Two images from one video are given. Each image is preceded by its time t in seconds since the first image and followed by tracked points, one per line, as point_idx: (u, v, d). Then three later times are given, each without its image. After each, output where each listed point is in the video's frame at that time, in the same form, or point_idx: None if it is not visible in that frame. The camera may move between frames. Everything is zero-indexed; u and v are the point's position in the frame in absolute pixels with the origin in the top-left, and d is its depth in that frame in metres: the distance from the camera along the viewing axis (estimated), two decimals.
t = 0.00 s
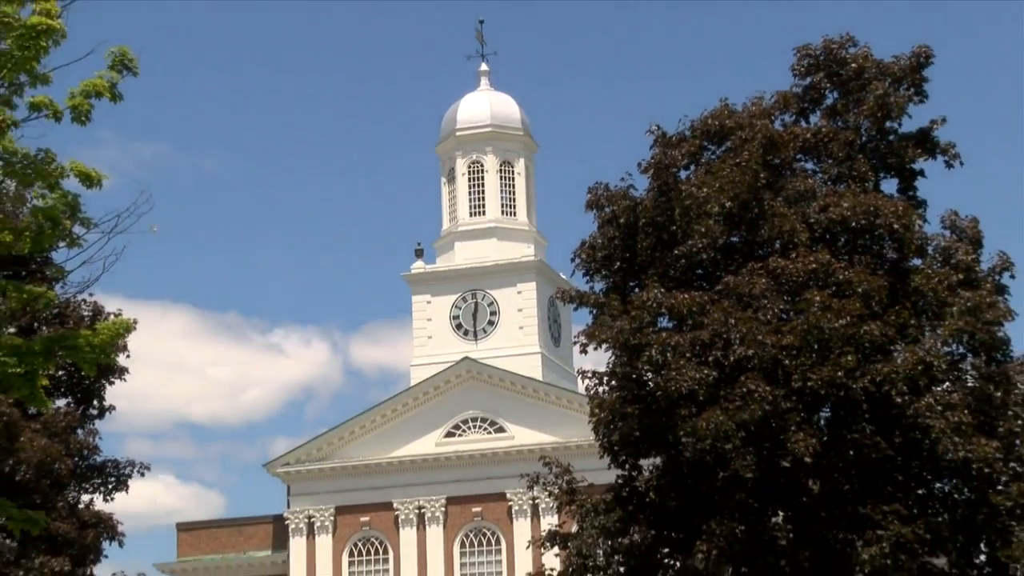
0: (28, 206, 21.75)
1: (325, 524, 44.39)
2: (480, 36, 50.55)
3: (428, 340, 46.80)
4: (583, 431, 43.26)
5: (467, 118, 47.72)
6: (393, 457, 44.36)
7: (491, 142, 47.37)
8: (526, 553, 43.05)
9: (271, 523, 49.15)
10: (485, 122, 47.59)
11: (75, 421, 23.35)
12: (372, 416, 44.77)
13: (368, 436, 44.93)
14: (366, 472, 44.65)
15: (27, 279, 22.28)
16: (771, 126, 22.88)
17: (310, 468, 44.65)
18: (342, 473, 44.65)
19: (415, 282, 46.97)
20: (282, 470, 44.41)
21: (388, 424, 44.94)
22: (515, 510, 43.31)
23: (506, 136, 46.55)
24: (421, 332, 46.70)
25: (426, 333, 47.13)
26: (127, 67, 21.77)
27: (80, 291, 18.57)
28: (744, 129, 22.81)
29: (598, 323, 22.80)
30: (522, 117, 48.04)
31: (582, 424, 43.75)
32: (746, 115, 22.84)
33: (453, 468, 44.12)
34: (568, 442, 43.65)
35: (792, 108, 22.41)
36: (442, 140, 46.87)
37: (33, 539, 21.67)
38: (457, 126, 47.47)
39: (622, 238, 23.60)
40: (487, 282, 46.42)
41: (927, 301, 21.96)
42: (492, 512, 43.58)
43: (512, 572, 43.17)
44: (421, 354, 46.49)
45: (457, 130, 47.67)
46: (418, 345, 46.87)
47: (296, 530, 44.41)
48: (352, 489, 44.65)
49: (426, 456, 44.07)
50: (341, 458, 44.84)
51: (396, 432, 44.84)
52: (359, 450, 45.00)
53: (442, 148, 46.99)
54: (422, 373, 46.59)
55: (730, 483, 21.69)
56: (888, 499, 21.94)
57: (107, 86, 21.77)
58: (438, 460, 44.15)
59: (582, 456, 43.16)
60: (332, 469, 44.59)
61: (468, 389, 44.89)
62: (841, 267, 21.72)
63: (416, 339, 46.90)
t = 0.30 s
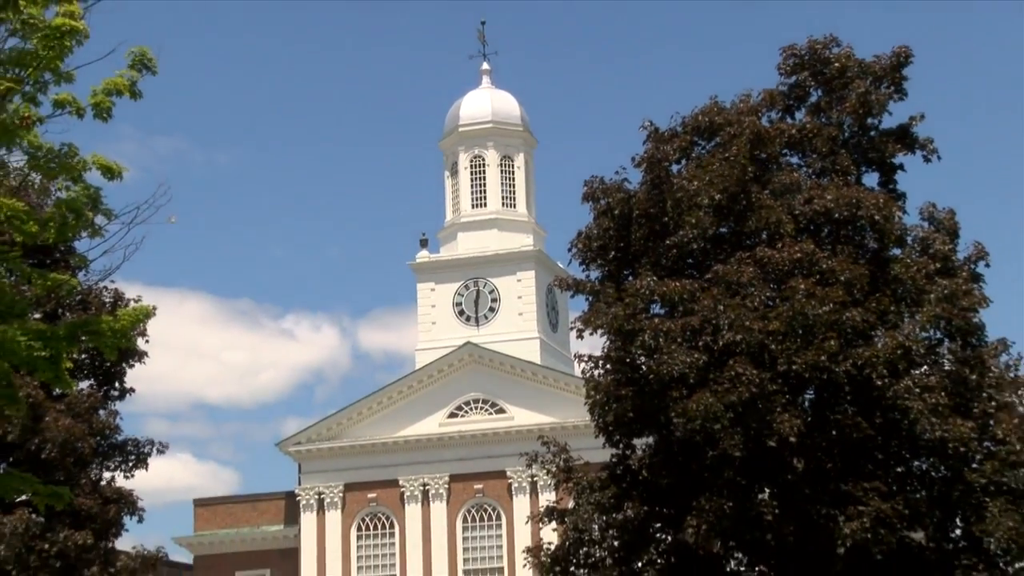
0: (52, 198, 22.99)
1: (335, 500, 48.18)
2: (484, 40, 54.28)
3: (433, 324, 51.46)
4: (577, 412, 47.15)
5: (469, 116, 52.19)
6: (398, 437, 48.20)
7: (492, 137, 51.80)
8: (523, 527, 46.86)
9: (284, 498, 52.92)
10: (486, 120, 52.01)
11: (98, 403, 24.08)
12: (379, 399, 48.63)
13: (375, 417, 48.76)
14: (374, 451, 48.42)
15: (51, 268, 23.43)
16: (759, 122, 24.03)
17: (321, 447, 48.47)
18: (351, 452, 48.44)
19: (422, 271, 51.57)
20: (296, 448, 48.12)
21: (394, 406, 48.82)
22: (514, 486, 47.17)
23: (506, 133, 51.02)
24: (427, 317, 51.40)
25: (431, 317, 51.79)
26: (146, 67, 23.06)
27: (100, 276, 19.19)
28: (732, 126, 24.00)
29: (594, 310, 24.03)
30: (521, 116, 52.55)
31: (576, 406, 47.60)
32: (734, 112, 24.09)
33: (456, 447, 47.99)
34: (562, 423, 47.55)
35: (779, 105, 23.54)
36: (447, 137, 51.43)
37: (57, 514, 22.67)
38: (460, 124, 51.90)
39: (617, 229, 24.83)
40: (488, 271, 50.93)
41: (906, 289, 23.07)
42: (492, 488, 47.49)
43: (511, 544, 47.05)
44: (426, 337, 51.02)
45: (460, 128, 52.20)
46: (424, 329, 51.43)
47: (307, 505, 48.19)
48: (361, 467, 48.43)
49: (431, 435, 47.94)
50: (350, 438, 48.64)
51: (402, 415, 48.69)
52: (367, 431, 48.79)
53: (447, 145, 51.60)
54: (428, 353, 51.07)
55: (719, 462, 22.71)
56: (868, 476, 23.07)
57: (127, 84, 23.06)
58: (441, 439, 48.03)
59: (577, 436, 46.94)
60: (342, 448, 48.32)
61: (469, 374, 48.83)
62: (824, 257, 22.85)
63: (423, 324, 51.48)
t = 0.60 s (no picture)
0: (75, 191, 24.07)
1: (344, 478, 50.64)
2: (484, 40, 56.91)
3: (437, 311, 54.09)
4: (574, 395, 49.60)
5: (470, 113, 54.65)
6: (403, 418, 50.64)
7: (494, 133, 54.27)
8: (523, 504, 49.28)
9: (295, 477, 55.15)
10: (487, 117, 54.44)
11: (118, 385, 24.95)
12: (386, 381, 51.22)
13: (383, 399, 51.31)
14: (381, 432, 50.96)
15: (74, 257, 24.53)
16: (747, 119, 25.20)
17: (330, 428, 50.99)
18: (359, 433, 50.97)
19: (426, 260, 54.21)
20: (307, 429, 50.68)
21: (400, 389, 51.34)
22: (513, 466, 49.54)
23: (506, 129, 53.42)
24: (431, 304, 53.99)
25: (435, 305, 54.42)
26: (164, 66, 24.16)
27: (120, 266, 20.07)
28: (721, 122, 25.22)
29: (590, 298, 25.26)
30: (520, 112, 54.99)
31: (573, 389, 50.04)
32: (723, 109, 25.30)
33: (458, 428, 50.37)
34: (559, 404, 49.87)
35: (767, 103, 24.69)
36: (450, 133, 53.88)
37: (81, 490, 23.70)
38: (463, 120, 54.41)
39: (612, 221, 26.06)
40: (490, 261, 53.52)
41: (887, 278, 24.26)
42: (493, 467, 49.87)
43: (511, 521, 49.49)
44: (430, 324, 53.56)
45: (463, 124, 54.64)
46: (429, 316, 54.05)
47: (317, 483, 50.70)
48: (369, 447, 50.94)
49: (435, 416, 50.41)
50: (358, 419, 51.17)
51: (407, 397, 51.19)
52: (374, 413, 51.33)
53: (450, 140, 54.06)
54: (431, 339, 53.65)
55: (709, 442, 23.79)
56: (851, 456, 24.20)
57: (146, 82, 24.10)
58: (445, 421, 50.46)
59: (574, 418, 49.40)
60: (351, 428, 50.90)
61: (472, 358, 51.40)
62: (809, 248, 23.99)
63: (427, 310, 54.08)
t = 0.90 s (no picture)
0: (96, 185, 25.26)
1: (352, 458, 52.29)
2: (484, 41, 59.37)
3: (441, 298, 56.39)
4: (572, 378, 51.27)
5: (473, 110, 57.00)
6: (409, 400, 52.34)
7: (496, 129, 56.60)
8: (523, 482, 50.90)
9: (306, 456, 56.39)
10: (489, 113, 56.82)
11: (137, 370, 26.30)
12: (392, 365, 52.79)
13: (388, 382, 52.92)
14: (387, 414, 52.59)
15: (96, 248, 25.72)
16: (736, 117, 26.39)
17: (339, 410, 52.64)
18: (367, 415, 52.62)
19: (431, 250, 56.58)
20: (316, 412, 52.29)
21: (406, 372, 52.96)
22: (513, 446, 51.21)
23: (506, 124, 55.84)
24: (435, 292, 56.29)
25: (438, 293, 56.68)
26: (181, 64, 25.35)
27: (135, 257, 21.22)
28: (711, 119, 26.48)
29: (587, 286, 26.51)
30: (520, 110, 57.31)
31: (572, 373, 51.73)
32: (713, 107, 26.54)
33: (461, 410, 52.11)
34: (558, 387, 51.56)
35: (755, 100, 25.88)
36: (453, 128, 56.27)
37: (102, 469, 24.80)
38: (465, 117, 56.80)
39: (608, 214, 27.31)
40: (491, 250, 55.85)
41: (869, 267, 25.45)
42: (494, 448, 51.59)
43: (511, 498, 51.09)
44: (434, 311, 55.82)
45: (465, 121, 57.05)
46: (433, 303, 56.31)
47: (326, 463, 52.36)
48: (375, 428, 52.59)
49: (439, 399, 52.08)
50: (366, 402, 52.82)
51: (412, 380, 52.87)
52: (380, 395, 52.99)
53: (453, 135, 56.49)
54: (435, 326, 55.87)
55: (699, 424, 25.03)
56: (834, 437, 25.38)
57: (164, 80, 25.26)
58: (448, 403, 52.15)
59: (572, 401, 51.08)
60: (358, 411, 52.52)
61: (474, 342, 53.09)
62: (796, 239, 25.13)
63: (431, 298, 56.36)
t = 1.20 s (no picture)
0: (115, 179, 26.49)
1: (359, 440, 54.06)
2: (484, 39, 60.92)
3: (443, 288, 57.97)
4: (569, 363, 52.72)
5: (473, 106, 58.58)
6: (412, 385, 53.93)
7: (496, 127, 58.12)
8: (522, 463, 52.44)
9: (314, 438, 57.62)
10: (489, 110, 58.40)
11: (154, 355, 27.55)
12: (396, 351, 54.41)
13: (393, 368, 54.51)
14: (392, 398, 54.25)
15: (115, 239, 26.91)
16: (725, 114, 27.61)
17: (345, 394, 54.32)
18: (372, 398, 54.24)
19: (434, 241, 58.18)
20: (323, 396, 54.01)
21: (410, 357, 54.56)
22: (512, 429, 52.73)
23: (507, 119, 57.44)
24: (438, 282, 57.86)
25: (441, 283, 58.27)
26: (196, 63, 26.47)
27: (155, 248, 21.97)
28: (702, 116, 27.78)
29: (583, 276, 27.79)
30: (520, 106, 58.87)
31: (569, 358, 53.19)
32: (704, 105, 27.83)
33: (463, 394, 53.64)
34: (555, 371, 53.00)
35: (743, 99, 27.14)
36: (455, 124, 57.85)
37: (120, 449, 26.04)
38: (466, 113, 58.41)
39: (602, 207, 28.55)
40: (492, 241, 57.44)
41: (852, 258, 26.67)
42: (494, 430, 53.15)
43: (510, 478, 52.63)
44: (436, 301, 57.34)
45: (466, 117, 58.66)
46: (435, 293, 57.90)
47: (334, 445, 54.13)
48: (381, 411, 54.29)
49: (441, 384, 53.66)
50: (371, 386, 54.39)
51: (416, 365, 54.49)
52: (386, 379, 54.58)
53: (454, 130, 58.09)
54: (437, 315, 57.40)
55: (690, 407, 26.21)
56: (818, 420, 26.62)
57: (180, 79, 26.40)
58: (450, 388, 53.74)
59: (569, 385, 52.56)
60: (364, 395, 54.18)
61: (475, 329, 54.66)
62: (782, 231, 26.33)
63: (434, 288, 57.94)
